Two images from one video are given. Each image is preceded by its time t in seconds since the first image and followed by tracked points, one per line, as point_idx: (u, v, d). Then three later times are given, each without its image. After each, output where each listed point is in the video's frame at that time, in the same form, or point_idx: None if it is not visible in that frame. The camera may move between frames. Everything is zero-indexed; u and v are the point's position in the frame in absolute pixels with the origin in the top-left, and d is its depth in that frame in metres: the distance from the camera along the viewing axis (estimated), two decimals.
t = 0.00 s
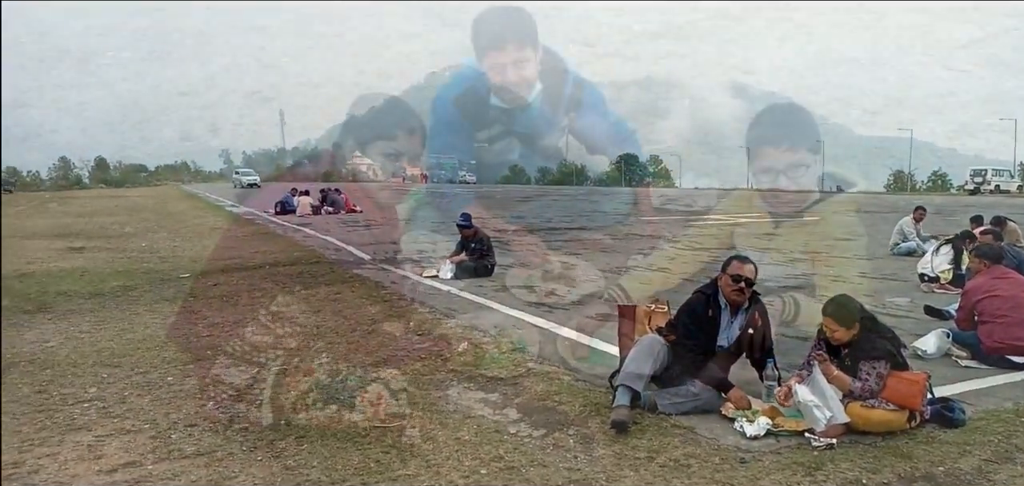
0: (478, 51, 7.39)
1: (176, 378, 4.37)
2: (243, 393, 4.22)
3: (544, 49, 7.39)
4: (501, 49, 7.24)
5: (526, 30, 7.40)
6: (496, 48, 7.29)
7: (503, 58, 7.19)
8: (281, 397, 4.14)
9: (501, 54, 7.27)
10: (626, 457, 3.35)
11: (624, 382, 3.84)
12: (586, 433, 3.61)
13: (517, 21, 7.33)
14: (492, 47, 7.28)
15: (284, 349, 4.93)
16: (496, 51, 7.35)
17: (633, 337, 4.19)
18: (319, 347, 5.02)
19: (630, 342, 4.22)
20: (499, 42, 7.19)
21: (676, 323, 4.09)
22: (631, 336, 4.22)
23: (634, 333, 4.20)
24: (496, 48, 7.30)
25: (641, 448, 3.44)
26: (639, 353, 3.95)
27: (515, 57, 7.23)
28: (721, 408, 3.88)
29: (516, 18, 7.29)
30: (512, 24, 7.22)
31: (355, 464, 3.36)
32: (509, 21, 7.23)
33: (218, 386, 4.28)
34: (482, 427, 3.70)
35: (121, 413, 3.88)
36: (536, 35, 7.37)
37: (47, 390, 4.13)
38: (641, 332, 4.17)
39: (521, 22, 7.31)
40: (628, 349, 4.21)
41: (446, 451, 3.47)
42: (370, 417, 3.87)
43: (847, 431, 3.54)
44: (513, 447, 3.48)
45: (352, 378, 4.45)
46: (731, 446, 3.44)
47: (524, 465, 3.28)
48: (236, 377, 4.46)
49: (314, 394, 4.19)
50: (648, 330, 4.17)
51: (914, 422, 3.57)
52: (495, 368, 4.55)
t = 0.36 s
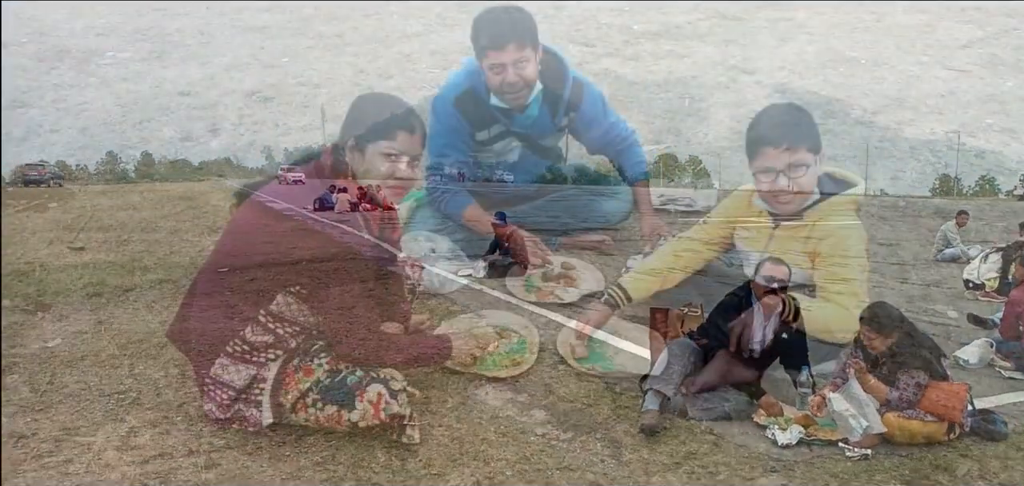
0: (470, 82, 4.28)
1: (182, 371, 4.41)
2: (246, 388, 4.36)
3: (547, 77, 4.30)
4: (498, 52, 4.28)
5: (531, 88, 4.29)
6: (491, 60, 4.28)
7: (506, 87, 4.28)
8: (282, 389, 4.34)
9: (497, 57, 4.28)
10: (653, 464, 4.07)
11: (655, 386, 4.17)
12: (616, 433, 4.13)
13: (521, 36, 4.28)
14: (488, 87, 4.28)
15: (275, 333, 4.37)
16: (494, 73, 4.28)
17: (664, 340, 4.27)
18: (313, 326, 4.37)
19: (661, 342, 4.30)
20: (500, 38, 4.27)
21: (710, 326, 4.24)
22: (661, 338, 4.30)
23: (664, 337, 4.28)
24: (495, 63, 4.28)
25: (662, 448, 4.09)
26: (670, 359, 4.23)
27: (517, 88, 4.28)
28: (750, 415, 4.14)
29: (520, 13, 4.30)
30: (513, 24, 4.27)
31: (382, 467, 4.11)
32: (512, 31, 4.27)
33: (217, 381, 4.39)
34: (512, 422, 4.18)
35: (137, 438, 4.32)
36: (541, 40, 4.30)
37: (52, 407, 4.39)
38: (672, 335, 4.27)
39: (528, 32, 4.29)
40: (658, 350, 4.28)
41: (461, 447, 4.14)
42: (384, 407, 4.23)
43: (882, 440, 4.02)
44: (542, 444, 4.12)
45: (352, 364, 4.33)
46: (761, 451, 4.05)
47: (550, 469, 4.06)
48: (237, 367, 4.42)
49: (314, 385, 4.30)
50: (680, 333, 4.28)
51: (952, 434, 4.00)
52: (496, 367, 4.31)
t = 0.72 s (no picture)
0: (470, 84, 4.60)
1: (183, 374, 4.19)
2: (246, 391, 3.72)
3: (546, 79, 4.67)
4: (496, 55, 4.31)
5: (529, 90, 4.52)
6: (490, 63, 4.34)
7: (506, 89, 4.46)
8: (282, 391, 3.72)
9: (496, 59, 4.32)
10: (654, 466, 3.64)
11: (655, 388, 4.05)
12: (618, 433, 3.82)
13: (518, 39, 4.30)
14: (487, 89, 4.50)
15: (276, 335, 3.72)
16: (493, 75, 4.39)
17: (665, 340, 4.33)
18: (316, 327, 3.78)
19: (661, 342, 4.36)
20: (497, 42, 4.27)
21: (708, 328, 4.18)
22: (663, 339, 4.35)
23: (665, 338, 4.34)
24: (495, 65, 4.34)
25: (663, 449, 3.72)
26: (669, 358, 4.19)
27: (516, 90, 4.46)
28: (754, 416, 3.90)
29: (515, 13, 4.35)
30: (513, 33, 4.29)
31: (378, 469, 3.66)
32: (510, 34, 4.27)
33: (215, 383, 3.74)
34: (510, 424, 3.89)
35: (137, 439, 3.79)
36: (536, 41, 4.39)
37: (51, 408, 3.94)
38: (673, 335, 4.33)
39: (525, 35, 4.35)
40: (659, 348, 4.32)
41: (460, 449, 3.75)
42: (383, 410, 3.64)
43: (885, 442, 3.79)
44: (541, 443, 3.78)
45: (354, 366, 3.74)
46: (768, 449, 3.71)
47: (552, 471, 3.61)
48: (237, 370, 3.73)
49: (315, 388, 3.69)
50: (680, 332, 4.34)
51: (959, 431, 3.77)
52: (497, 370, 4.22)
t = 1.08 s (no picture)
0: (466, 89, 4.60)
1: (179, 382, 4.17)
2: (242, 400, 3.68)
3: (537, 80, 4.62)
4: (486, 59, 4.23)
5: (523, 91, 4.44)
6: (481, 67, 4.28)
7: (499, 93, 4.38)
8: (278, 401, 3.68)
9: (486, 63, 4.24)
10: (654, 475, 3.62)
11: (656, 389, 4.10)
12: (618, 442, 3.80)
13: (507, 42, 4.24)
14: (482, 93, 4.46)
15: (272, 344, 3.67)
16: (485, 79, 4.33)
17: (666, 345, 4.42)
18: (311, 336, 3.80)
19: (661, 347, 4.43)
20: (485, 46, 4.20)
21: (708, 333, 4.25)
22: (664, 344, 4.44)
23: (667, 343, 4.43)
24: (485, 70, 4.28)
25: (664, 458, 3.70)
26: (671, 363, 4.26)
27: (509, 93, 4.38)
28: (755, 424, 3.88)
29: (505, 17, 4.32)
30: (502, 37, 4.23)
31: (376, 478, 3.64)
32: (498, 37, 4.21)
33: (211, 392, 3.67)
34: (508, 433, 3.88)
35: (132, 448, 3.76)
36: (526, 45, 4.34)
37: (46, 415, 3.92)
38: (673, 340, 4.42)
39: (515, 37, 4.30)
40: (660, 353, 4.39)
41: (459, 458, 3.73)
42: (381, 418, 3.60)
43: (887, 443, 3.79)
44: (540, 451, 3.76)
45: (351, 374, 3.73)
46: (766, 457, 3.69)
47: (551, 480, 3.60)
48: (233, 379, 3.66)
49: (311, 397, 3.67)
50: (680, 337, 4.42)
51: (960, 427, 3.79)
52: (496, 378, 4.19)
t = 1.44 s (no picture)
0: (477, 101, 4.60)
1: (185, 390, 4.18)
2: (248, 407, 3.69)
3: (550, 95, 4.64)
4: (504, 67, 4.24)
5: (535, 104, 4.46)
6: (497, 75, 4.28)
7: (512, 103, 4.38)
8: (283, 409, 3.68)
9: (504, 72, 4.26)
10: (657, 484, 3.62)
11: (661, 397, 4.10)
12: (622, 451, 3.79)
13: (527, 52, 4.25)
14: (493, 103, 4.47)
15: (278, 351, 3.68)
16: (500, 87, 4.33)
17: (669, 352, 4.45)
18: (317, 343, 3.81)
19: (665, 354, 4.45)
20: (505, 54, 4.21)
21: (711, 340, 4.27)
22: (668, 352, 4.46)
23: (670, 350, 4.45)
24: (502, 78, 4.29)
25: (668, 467, 3.70)
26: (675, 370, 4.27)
27: (522, 103, 4.39)
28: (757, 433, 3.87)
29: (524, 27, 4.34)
30: (522, 47, 4.25)
31: None
32: (518, 47, 4.23)
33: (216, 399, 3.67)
34: (511, 441, 3.88)
35: (137, 456, 3.77)
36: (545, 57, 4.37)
37: (53, 422, 3.92)
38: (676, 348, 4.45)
39: (534, 50, 4.32)
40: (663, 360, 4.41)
41: (463, 467, 3.73)
42: (386, 427, 3.60)
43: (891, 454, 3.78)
44: (543, 461, 3.76)
45: (356, 382, 3.72)
46: (769, 466, 3.69)
47: None
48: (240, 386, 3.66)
49: (316, 405, 3.67)
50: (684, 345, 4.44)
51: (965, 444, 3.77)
52: (500, 387, 4.19)
